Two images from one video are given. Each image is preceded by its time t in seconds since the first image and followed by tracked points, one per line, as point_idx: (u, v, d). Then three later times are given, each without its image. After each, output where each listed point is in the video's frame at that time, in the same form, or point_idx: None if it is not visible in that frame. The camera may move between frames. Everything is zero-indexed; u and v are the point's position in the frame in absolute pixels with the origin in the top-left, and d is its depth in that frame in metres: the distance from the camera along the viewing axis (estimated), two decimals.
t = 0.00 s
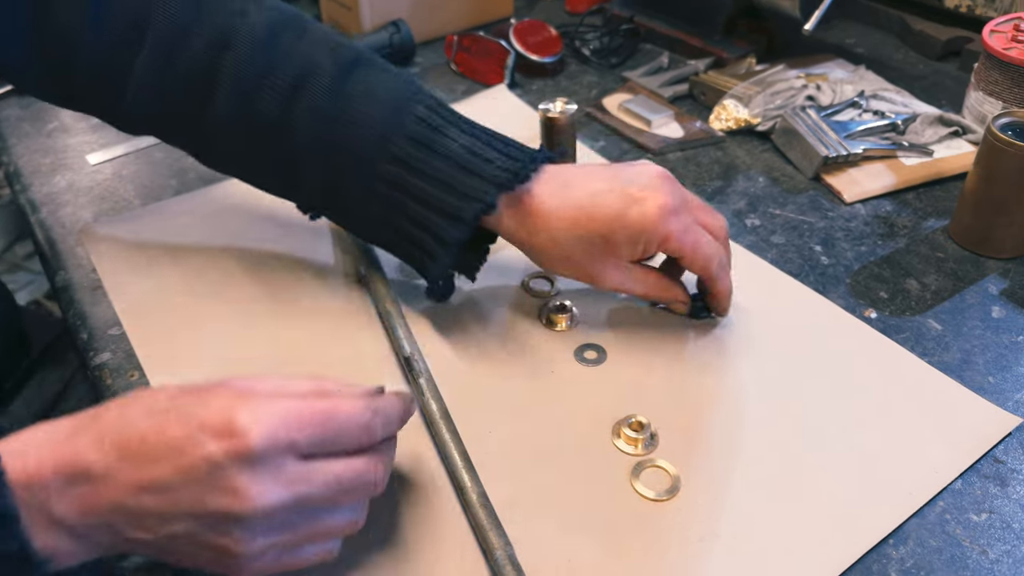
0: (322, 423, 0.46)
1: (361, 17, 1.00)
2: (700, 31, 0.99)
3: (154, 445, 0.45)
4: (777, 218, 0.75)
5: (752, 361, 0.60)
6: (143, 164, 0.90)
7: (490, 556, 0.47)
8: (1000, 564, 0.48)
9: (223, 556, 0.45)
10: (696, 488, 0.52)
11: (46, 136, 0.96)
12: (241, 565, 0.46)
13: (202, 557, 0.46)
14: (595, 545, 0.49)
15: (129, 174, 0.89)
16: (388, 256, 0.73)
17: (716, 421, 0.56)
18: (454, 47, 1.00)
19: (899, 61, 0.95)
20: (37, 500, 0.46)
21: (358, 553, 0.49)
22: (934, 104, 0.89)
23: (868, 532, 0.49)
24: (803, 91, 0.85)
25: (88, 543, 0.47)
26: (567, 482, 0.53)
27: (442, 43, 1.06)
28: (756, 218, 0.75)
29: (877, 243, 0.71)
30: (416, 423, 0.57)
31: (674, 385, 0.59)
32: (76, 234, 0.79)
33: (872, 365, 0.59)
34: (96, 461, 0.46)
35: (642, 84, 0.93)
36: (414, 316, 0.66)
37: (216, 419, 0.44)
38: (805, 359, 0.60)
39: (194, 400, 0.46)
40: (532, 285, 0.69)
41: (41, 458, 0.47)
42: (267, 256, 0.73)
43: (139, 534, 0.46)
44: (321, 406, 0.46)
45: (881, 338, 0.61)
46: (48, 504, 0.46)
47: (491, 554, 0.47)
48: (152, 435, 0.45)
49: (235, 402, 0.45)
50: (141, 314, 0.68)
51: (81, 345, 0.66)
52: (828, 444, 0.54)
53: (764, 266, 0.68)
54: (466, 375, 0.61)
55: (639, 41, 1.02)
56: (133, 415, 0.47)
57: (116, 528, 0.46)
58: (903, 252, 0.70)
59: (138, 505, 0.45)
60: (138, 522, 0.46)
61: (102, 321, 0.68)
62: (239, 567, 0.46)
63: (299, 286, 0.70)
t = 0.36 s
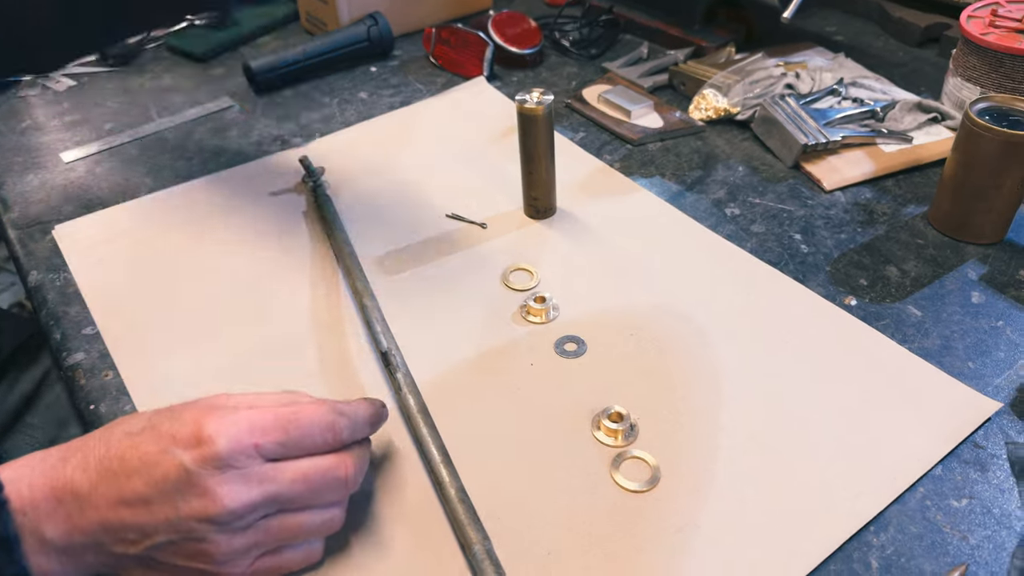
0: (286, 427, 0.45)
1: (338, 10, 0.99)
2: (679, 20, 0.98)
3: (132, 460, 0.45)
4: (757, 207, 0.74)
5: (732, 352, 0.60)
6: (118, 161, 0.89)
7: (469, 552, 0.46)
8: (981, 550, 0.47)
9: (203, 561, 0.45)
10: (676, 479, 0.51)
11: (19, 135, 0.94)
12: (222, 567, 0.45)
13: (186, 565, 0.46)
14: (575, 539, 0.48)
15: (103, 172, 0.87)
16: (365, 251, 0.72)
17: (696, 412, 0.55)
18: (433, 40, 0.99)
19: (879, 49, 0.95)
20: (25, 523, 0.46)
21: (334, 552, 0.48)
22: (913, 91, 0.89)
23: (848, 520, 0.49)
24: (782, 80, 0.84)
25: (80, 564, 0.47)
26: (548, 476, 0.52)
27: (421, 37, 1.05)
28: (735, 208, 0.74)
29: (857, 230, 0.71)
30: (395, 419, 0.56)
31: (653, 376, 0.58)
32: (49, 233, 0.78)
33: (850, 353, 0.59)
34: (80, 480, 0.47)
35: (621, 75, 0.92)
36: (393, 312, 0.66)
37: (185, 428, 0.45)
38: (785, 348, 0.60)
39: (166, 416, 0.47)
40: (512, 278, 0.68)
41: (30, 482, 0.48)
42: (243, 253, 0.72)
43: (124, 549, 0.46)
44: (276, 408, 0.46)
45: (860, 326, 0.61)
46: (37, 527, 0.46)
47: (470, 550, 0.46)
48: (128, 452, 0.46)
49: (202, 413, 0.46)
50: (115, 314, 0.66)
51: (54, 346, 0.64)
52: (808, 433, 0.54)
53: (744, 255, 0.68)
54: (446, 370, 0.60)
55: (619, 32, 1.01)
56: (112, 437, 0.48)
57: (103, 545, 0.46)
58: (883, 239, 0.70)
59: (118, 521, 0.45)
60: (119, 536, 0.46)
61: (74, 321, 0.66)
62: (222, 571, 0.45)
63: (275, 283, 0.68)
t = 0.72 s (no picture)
0: (255, 294, 0.47)
1: (336, 17, 0.99)
2: (676, 24, 0.99)
3: (104, 338, 0.45)
4: (757, 209, 0.74)
5: (735, 353, 0.60)
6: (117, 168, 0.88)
7: (478, 557, 0.46)
8: (988, 548, 0.47)
9: (180, 424, 0.44)
10: (683, 481, 0.51)
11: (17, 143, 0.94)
12: (202, 432, 0.45)
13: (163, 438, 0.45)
14: (584, 542, 0.48)
15: (102, 178, 0.87)
16: (367, 257, 0.72)
17: (701, 414, 0.55)
18: (431, 45, 0.99)
19: (875, 50, 0.96)
20: None
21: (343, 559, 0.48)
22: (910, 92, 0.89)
23: (855, 520, 0.49)
24: (780, 82, 0.85)
25: (56, 457, 0.46)
26: (556, 480, 0.52)
27: (419, 42, 1.05)
28: (736, 209, 0.75)
29: (858, 231, 0.71)
30: (401, 424, 0.56)
31: (657, 378, 0.58)
32: (49, 241, 0.77)
33: (852, 353, 0.59)
34: (52, 367, 0.46)
35: (620, 78, 0.93)
36: (396, 316, 0.65)
37: (157, 302, 0.46)
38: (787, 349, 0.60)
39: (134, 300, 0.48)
40: (514, 283, 0.68)
41: None
42: (245, 260, 0.72)
43: (98, 428, 0.45)
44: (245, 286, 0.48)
45: (863, 327, 0.61)
46: (8, 415, 0.45)
47: (479, 555, 0.46)
48: (99, 334, 0.46)
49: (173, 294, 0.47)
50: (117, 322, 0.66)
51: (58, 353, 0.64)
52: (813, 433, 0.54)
53: (746, 257, 0.68)
54: (450, 375, 0.60)
55: (616, 35, 1.01)
56: (80, 330, 0.47)
57: (82, 430, 0.45)
58: (883, 239, 0.71)
59: (94, 390, 0.45)
60: (96, 413, 0.45)
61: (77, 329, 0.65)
62: (203, 435, 0.45)
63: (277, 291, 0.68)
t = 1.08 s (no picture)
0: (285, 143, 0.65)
1: (352, 37, 1.01)
2: (687, 43, 1.00)
3: (181, 188, 0.57)
4: (769, 226, 0.76)
5: (749, 368, 0.61)
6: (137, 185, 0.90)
7: (500, 570, 0.46)
8: (1003, 563, 0.48)
9: (259, 245, 0.61)
10: (700, 495, 0.52)
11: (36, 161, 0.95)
12: (268, 252, 0.61)
13: (247, 261, 0.61)
14: (604, 556, 0.49)
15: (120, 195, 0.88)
16: (385, 273, 0.73)
17: (717, 428, 0.56)
18: (445, 64, 1.01)
19: (883, 69, 0.97)
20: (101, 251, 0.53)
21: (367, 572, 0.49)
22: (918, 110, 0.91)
23: (872, 534, 0.49)
24: (790, 100, 0.86)
25: (149, 284, 0.56)
26: (576, 495, 0.53)
27: (433, 61, 1.07)
28: (748, 227, 0.76)
29: (869, 248, 0.72)
30: (422, 439, 0.57)
31: (674, 393, 0.59)
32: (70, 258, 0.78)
33: (864, 368, 0.60)
34: (143, 211, 0.56)
35: (631, 96, 0.94)
36: (414, 331, 0.67)
37: (219, 157, 0.60)
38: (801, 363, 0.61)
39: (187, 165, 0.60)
40: (531, 298, 0.69)
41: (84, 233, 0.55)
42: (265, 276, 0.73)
43: (193, 256, 0.57)
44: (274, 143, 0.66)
45: (876, 343, 0.62)
46: (109, 250, 0.53)
47: (501, 568, 0.46)
48: (172, 181, 0.58)
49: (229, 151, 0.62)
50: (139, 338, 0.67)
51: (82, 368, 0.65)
52: (828, 447, 0.55)
53: (758, 274, 0.69)
54: (468, 390, 0.61)
55: (627, 54, 1.03)
56: (145, 190, 0.58)
57: (174, 257, 0.56)
58: (895, 257, 0.71)
59: (189, 225, 0.56)
60: (188, 243, 0.56)
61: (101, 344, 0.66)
62: (270, 254, 0.62)
63: (298, 308, 0.69)
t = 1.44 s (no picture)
0: (350, 152, 0.74)
1: (379, 54, 1.03)
2: (708, 61, 1.01)
3: (256, 189, 0.67)
4: (792, 244, 0.76)
5: (774, 384, 0.61)
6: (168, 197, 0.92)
7: None
8: None
9: (314, 247, 0.72)
10: (726, 510, 0.53)
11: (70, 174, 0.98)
12: (322, 255, 0.72)
13: (298, 253, 0.71)
14: (631, 569, 0.49)
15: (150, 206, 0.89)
16: (412, 286, 0.74)
17: (743, 444, 0.57)
18: (469, 81, 1.03)
19: (905, 89, 0.98)
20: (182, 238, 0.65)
21: None
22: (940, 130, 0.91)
23: (898, 551, 0.50)
24: (813, 119, 0.87)
25: (214, 269, 0.67)
26: (602, 509, 0.53)
27: (457, 78, 1.09)
28: (772, 244, 0.76)
29: (892, 266, 0.73)
30: (450, 450, 0.58)
31: (699, 408, 0.60)
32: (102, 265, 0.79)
33: (889, 385, 0.61)
34: (219, 206, 0.66)
35: (653, 114, 0.95)
36: (442, 344, 0.68)
37: (291, 160, 0.69)
38: (826, 380, 0.61)
39: (263, 160, 0.70)
40: (556, 312, 0.70)
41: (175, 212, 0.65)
42: (294, 288, 0.75)
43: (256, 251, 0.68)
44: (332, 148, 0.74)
45: (901, 361, 0.63)
46: (191, 240, 0.65)
47: None
48: (253, 179, 0.68)
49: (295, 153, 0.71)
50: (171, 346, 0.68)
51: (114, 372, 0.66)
52: (853, 463, 0.55)
53: (782, 291, 0.70)
54: (495, 402, 0.62)
55: (648, 73, 1.05)
56: (227, 177, 0.68)
57: (241, 250, 0.67)
58: (918, 275, 0.72)
59: (257, 224, 0.67)
60: (255, 241, 0.68)
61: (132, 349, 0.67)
62: (323, 255, 0.72)
63: (327, 319, 0.71)
